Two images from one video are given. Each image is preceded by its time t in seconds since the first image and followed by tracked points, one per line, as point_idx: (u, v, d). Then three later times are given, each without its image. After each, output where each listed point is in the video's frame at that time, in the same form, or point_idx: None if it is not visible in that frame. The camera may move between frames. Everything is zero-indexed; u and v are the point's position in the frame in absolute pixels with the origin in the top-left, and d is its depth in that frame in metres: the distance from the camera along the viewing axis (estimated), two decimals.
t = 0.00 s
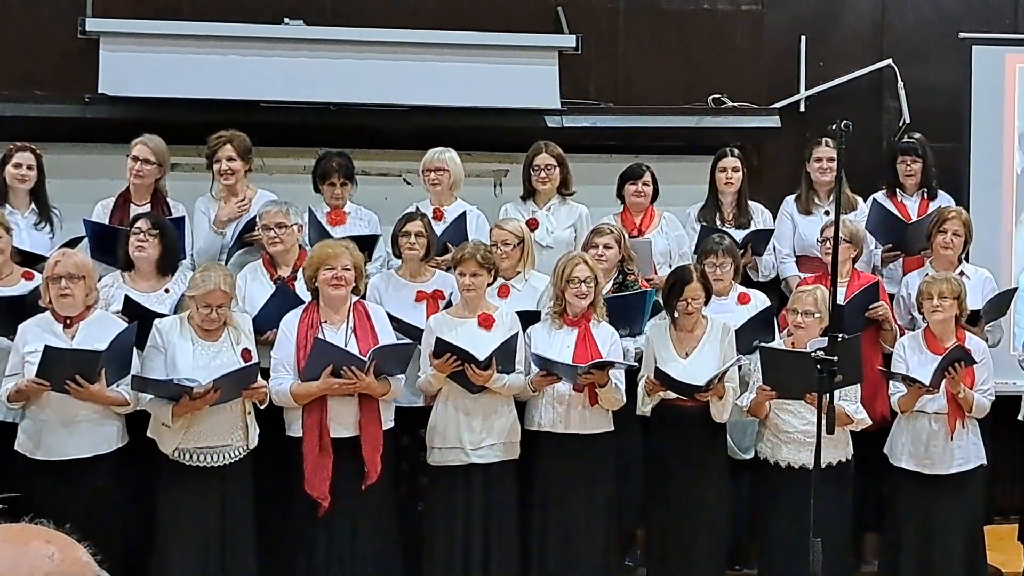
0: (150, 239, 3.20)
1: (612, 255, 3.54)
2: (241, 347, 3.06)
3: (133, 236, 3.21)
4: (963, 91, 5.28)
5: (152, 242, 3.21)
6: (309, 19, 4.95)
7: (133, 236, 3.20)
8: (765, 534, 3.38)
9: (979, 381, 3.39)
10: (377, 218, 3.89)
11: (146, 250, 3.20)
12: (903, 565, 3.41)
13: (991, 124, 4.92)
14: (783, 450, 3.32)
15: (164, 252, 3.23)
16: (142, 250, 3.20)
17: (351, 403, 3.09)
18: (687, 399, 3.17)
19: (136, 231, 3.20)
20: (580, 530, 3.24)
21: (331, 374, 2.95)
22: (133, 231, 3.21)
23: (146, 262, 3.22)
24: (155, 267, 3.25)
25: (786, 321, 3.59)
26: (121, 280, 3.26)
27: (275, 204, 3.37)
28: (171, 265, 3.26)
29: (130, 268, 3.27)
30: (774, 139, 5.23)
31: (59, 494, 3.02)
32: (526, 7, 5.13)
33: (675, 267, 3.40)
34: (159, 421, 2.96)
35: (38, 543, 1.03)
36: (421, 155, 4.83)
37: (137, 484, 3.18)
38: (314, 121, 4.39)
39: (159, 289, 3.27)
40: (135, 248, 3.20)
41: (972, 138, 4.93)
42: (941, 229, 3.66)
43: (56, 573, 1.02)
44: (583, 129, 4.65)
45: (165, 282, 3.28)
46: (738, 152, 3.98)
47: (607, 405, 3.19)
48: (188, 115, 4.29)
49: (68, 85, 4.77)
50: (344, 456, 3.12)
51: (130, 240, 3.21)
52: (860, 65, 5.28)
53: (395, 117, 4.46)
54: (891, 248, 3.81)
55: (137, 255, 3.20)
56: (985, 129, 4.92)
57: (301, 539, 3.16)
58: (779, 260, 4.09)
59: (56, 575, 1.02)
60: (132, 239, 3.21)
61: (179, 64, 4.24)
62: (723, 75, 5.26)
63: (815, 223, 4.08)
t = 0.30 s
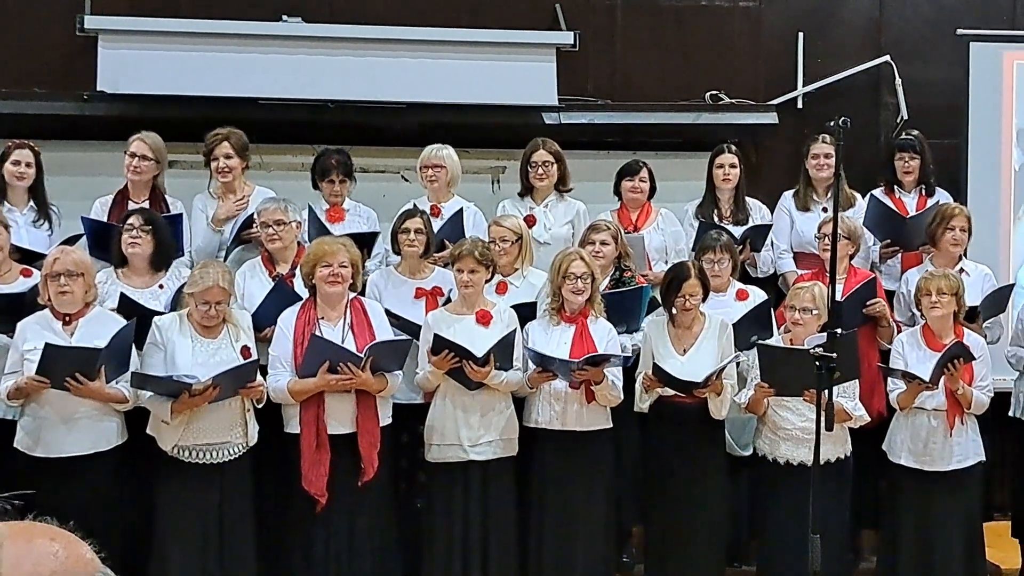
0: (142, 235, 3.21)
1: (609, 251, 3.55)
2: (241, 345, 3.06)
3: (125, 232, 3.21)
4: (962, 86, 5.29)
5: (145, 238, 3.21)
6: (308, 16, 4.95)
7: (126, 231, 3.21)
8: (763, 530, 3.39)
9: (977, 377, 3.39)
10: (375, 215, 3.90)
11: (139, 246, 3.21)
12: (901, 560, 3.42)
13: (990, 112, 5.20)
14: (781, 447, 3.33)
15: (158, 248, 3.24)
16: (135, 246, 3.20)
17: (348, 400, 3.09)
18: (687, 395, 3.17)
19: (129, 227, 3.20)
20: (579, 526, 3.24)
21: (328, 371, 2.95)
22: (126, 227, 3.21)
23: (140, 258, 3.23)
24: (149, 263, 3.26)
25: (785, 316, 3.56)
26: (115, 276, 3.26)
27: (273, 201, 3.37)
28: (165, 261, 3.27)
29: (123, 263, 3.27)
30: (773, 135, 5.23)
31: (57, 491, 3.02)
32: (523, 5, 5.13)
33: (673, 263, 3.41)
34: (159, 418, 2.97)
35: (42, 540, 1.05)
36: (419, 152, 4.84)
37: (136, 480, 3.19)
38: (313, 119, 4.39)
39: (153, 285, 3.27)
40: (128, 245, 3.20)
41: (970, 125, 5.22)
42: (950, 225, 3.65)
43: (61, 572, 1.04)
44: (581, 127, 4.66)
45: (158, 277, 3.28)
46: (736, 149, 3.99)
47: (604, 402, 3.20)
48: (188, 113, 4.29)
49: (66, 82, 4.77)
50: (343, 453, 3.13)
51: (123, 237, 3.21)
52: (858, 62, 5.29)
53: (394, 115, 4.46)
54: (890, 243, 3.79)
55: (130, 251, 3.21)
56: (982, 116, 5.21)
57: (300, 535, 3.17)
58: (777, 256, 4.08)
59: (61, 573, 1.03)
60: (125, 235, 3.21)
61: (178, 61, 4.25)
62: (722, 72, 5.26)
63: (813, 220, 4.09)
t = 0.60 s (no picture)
0: (141, 232, 3.22)
1: (608, 249, 3.55)
2: (242, 343, 3.06)
3: (124, 229, 3.22)
4: (962, 84, 5.29)
5: (144, 235, 3.22)
6: (308, 14, 4.95)
7: (124, 228, 3.22)
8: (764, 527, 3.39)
9: (978, 375, 3.39)
10: (377, 213, 3.88)
11: (137, 243, 3.22)
12: (901, 558, 3.42)
13: (991, 115, 5.21)
14: (781, 444, 3.33)
15: (156, 245, 3.25)
16: (134, 243, 3.21)
17: (351, 397, 3.10)
18: (687, 393, 3.17)
19: (128, 224, 3.21)
20: (579, 523, 3.24)
21: (331, 368, 2.95)
22: (124, 224, 3.22)
23: (138, 255, 3.24)
24: (146, 260, 3.26)
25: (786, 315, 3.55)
26: (112, 272, 3.27)
27: (274, 199, 3.38)
28: (162, 258, 3.27)
29: (120, 260, 3.27)
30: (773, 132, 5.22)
31: (58, 489, 3.02)
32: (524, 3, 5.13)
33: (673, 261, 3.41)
34: (160, 416, 2.97)
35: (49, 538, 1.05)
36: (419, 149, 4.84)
37: (136, 478, 3.19)
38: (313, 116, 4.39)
39: (150, 281, 3.27)
40: (126, 242, 3.21)
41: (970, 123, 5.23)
42: (955, 223, 3.66)
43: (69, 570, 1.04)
44: (581, 124, 4.66)
45: (156, 274, 3.29)
46: (735, 146, 3.99)
47: (603, 400, 3.21)
48: (188, 111, 4.29)
49: (66, 81, 4.77)
50: (344, 450, 3.13)
51: (121, 234, 3.22)
52: (858, 59, 5.29)
53: (394, 113, 4.45)
54: (891, 241, 3.76)
55: (128, 248, 3.22)
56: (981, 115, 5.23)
57: (301, 532, 3.17)
58: (776, 253, 4.08)
59: (66, 572, 1.03)
60: (124, 232, 3.22)
61: (178, 59, 4.24)
62: (722, 70, 5.26)
63: (813, 217, 4.09)
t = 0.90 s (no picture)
0: (139, 233, 3.22)
1: (609, 248, 3.55)
2: (244, 343, 3.06)
3: (121, 229, 3.21)
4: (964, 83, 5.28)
5: (142, 236, 3.22)
6: (309, 14, 4.95)
7: (122, 229, 3.21)
8: (766, 526, 3.39)
9: (980, 374, 3.39)
10: (378, 212, 3.87)
11: (135, 243, 3.21)
12: (903, 557, 3.41)
13: (992, 117, 5.21)
14: (784, 443, 3.33)
15: (154, 246, 3.25)
16: (131, 243, 3.21)
17: (356, 396, 3.10)
18: (688, 392, 3.17)
19: (125, 224, 3.21)
20: (582, 522, 3.24)
21: (337, 368, 2.96)
22: (121, 224, 3.22)
23: (135, 255, 3.24)
24: (144, 260, 3.26)
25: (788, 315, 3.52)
26: (108, 272, 3.26)
27: (275, 198, 3.37)
28: (160, 258, 3.28)
29: (117, 260, 3.27)
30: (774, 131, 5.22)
31: (60, 489, 3.02)
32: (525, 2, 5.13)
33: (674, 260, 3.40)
34: (162, 416, 2.97)
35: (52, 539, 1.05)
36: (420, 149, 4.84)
37: (139, 477, 3.19)
38: (314, 116, 4.38)
39: (147, 281, 3.27)
40: (124, 243, 3.21)
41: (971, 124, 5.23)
42: (954, 222, 3.63)
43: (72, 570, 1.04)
44: (583, 123, 4.66)
45: (153, 274, 3.29)
46: (734, 145, 3.99)
47: (605, 399, 3.20)
48: (188, 110, 4.29)
49: (68, 80, 4.77)
50: (345, 451, 3.13)
51: (118, 234, 3.22)
52: (859, 58, 5.29)
53: (395, 112, 4.45)
54: (891, 241, 3.78)
55: (126, 249, 3.22)
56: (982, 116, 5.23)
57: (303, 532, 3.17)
58: (777, 252, 4.07)
59: (68, 572, 1.02)
60: (121, 232, 3.22)
61: (178, 58, 4.24)
62: (723, 68, 5.25)
63: (813, 217, 4.09)
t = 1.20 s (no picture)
0: (136, 239, 3.22)
1: (610, 249, 3.55)
2: (245, 344, 3.06)
3: (118, 235, 3.21)
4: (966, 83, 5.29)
5: (140, 241, 3.22)
6: (310, 15, 4.96)
7: (120, 236, 3.21)
8: (767, 527, 3.39)
9: (982, 374, 3.39)
10: (379, 213, 3.86)
11: (132, 248, 3.22)
12: (905, 559, 3.41)
13: (992, 112, 5.06)
14: (785, 444, 3.33)
15: (152, 250, 3.25)
16: (129, 249, 3.21)
17: (359, 397, 3.11)
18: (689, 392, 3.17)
19: (122, 230, 3.20)
20: (584, 523, 3.24)
21: (342, 368, 2.95)
22: (118, 230, 3.21)
23: (134, 260, 3.24)
24: (142, 263, 3.26)
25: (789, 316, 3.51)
26: (107, 275, 3.26)
27: (276, 200, 3.37)
28: (158, 260, 3.28)
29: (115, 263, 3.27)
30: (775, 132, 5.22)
31: (61, 490, 3.02)
32: (526, 3, 5.14)
33: (675, 261, 3.41)
34: (163, 417, 2.97)
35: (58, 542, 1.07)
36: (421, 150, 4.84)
37: (141, 478, 3.19)
38: (315, 117, 4.38)
39: (145, 283, 3.27)
40: (122, 248, 3.21)
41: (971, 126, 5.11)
42: (951, 223, 3.63)
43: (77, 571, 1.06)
44: (584, 124, 4.69)
45: (152, 275, 3.29)
46: (735, 146, 3.99)
47: (608, 400, 3.20)
48: (190, 111, 4.29)
49: (69, 82, 4.78)
50: (347, 452, 3.13)
51: (116, 240, 3.22)
52: (860, 59, 5.29)
53: (396, 113, 4.45)
54: (891, 242, 3.81)
55: (125, 254, 3.22)
56: (984, 118, 5.07)
57: (305, 533, 3.17)
58: (777, 253, 4.09)
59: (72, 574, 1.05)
60: (119, 239, 3.21)
61: (179, 59, 4.24)
62: (724, 69, 5.24)
63: (814, 218, 4.09)
